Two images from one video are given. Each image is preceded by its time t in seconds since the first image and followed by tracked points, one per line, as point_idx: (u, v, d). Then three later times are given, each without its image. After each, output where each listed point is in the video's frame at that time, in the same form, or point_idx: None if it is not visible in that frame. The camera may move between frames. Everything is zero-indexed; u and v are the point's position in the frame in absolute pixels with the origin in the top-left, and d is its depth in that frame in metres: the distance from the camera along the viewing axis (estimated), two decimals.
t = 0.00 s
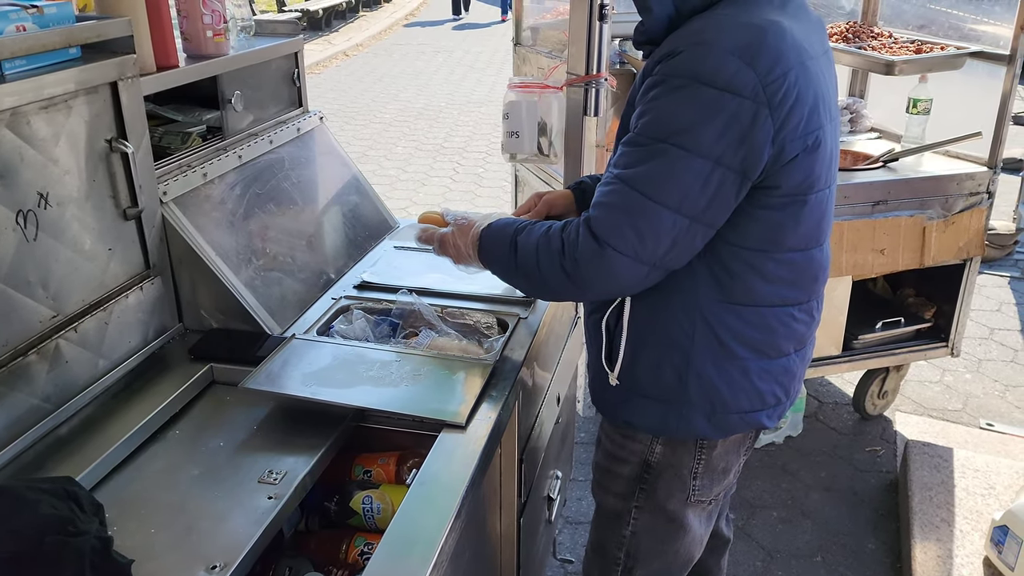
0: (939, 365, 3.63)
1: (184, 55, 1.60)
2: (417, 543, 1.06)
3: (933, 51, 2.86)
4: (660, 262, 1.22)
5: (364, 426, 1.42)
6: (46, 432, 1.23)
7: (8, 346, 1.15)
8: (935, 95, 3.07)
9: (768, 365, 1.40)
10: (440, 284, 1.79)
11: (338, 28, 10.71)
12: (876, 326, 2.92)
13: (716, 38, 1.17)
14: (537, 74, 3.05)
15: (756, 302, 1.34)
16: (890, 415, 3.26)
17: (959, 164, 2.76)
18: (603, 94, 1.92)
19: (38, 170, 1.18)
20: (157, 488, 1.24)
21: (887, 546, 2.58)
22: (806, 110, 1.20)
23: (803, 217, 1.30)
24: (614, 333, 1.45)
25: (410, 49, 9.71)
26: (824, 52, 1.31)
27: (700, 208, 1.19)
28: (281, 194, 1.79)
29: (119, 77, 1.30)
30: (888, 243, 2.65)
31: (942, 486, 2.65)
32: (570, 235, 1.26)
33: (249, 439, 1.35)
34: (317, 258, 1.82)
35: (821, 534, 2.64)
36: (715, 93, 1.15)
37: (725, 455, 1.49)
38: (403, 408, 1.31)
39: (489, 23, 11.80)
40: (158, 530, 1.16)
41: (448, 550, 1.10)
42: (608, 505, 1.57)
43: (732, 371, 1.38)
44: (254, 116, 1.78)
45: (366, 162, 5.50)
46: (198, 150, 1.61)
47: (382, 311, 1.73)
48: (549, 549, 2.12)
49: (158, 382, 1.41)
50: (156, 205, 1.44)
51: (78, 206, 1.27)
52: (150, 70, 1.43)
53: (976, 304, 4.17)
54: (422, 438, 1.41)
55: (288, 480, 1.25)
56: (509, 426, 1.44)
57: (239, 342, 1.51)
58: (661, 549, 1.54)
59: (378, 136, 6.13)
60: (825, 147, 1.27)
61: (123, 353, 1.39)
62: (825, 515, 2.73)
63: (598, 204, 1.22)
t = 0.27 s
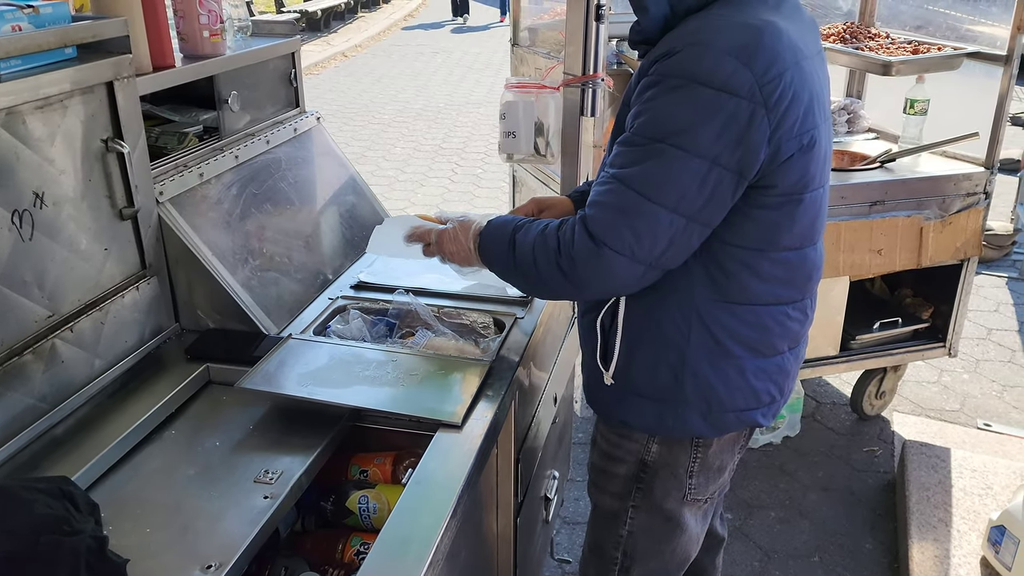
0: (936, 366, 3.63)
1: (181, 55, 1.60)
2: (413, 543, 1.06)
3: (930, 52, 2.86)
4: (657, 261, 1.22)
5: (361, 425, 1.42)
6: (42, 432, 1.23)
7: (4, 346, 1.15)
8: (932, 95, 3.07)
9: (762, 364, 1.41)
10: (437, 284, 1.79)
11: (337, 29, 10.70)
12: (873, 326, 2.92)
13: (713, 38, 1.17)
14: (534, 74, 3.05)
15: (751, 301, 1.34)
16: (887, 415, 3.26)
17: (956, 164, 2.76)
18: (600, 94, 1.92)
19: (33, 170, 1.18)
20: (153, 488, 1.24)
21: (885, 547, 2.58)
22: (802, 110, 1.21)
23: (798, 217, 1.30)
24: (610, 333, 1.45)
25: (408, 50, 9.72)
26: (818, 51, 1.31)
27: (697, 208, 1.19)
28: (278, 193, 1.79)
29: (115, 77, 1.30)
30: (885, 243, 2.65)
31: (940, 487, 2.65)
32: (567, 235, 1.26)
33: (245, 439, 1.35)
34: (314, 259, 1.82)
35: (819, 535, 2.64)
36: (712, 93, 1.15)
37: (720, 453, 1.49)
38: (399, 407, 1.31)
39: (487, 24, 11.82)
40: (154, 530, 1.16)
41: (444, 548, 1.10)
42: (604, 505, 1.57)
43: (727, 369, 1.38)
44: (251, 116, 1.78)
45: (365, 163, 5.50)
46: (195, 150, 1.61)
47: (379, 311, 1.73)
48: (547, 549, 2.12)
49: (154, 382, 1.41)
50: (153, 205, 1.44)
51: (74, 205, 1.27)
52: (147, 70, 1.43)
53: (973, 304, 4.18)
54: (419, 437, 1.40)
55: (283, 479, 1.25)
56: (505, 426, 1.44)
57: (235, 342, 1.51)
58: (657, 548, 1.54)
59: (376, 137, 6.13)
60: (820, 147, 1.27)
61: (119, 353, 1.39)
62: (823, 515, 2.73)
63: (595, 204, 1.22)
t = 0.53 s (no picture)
0: (935, 366, 3.64)
1: (181, 54, 1.60)
2: (412, 542, 1.06)
3: (928, 52, 2.87)
4: (653, 258, 1.23)
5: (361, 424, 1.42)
6: (42, 431, 1.23)
7: (5, 344, 1.16)
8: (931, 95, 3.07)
9: (757, 361, 1.41)
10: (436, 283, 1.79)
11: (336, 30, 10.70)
12: (872, 326, 2.93)
13: (711, 37, 1.17)
14: (534, 74, 3.06)
15: (746, 298, 1.35)
16: (886, 415, 3.27)
17: (955, 164, 2.76)
18: (600, 93, 1.92)
19: (34, 168, 1.18)
20: (153, 486, 1.24)
21: (884, 546, 2.59)
22: (799, 109, 1.21)
23: (794, 215, 1.30)
24: (606, 329, 1.44)
25: (408, 51, 9.72)
26: (816, 50, 1.32)
27: (693, 206, 1.20)
28: (278, 193, 1.79)
29: (116, 76, 1.31)
30: (884, 243, 2.66)
31: (939, 486, 2.66)
32: (563, 232, 1.26)
33: (245, 438, 1.35)
34: (314, 258, 1.82)
35: (818, 534, 2.64)
36: (710, 91, 1.15)
37: (714, 450, 1.50)
38: (400, 405, 1.31)
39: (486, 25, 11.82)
40: (154, 527, 1.16)
41: (444, 546, 1.10)
42: (601, 503, 1.57)
43: (722, 366, 1.38)
44: (250, 115, 1.78)
45: (364, 163, 5.50)
46: (195, 149, 1.61)
47: (379, 310, 1.74)
48: (546, 549, 2.12)
49: (155, 380, 1.41)
50: (153, 204, 1.44)
51: (75, 204, 1.27)
52: (146, 70, 1.43)
53: (972, 304, 4.18)
54: (420, 436, 1.40)
55: (284, 477, 1.25)
56: (504, 424, 1.44)
57: (235, 341, 1.51)
58: (653, 545, 1.55)
59: (376, 137, 6.14)
60: (816, 146, 1.27)
61: (119, 352, 1.39)
62: (822, 514, 2.73)
63: (592, 201, 1.22)
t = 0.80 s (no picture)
0: (934, 365, 3.64)
1: (180, 53, 1.60)
2: (409, 541, 1.06)
3: (927, 51, 2.87)
4: (655, 257, 1.23)
5: (360, 423, 1.42)
6: (41, 429, 1.23)
7: (4, 342, 1.16)
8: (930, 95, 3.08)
9: (754, 360, 1.41)
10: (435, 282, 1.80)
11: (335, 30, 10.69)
12: (871, 326, 2.93)
13: (713, 36, 1.17)
14: (533, 74, 3.06)
15: (745, 297, 1.35)
16: (885, 414, 3.27)
17: (953, 164, 2.77)
18: (599, 93, 1.92)
19: (33, 167, 1.18)
20: (152, 485, 1.24)
21: (883, 545, 2.59)
22: (799, 108, 1.21)
23: (794, 213, 1.31)
24: (603, 328, 1.45)
25: (407, 52, 9.73)
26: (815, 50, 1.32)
27: (695, 205, 1.20)
28: (277, 192, 1.79)
29: (114, 75, 1.31)
30: (883, 243, 2.66)
31: (938, 485, 2.66)
32: (562, 233, 1.25)
33: (244, 437, 1.35)
34: (313, 258, 1.82)
35: (817, 534, 2.64)
36: (712, 90, 1.15)
37: (709, 448, 1.50)
38: (399, 404, 1.31)
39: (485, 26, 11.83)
40: (153, 526, 1.16)
41: (444, 544, 1.10)
42: (596, 500, 1.57)
43: (719, 364, 1.38)
44: (249, 115, 1.78)
45: (363, 164, 5.50)
46: (194, 148, 1.61)
47: (378, 309, 1.74)
48: (546, 548, 2.12)
49: (154, 379, 1.41)
50: (152, 203, 1.44)
51: (73, 203, 1.27)
52: (145, 69, 1.43)
53: (972, 304, 4.18)
54: (420, 435, 1.39)
55: (282, 476, 1.25)
56: (503, 423, 1.44)
57: (234, 340, 1.51)
58: (649, 543, 1.54)
59: (375, 137, 6.14)
60: (815, 144, 1.28)
61: (118, 350, 1.39)
62: (822, 514, 2.73)
63: (593, 201, 1.22)
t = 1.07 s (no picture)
0: (935, 365, 3.64)
1: (180, 51, 1.59)
2: (410, 539, 1.05)
3: (927, 50, 2.87)
4: (645, 256, 1.22)
5: (361, 421, 1.41)
6: (41, 427, 1.23)
7: (4, 340, 1.15)
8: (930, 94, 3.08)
9: (750, 361, 1.41)
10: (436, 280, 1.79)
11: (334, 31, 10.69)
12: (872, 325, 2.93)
13: (698, 31, 1.16)
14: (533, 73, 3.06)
15: (741, 297, 1.34)
16: (886, 414, 3.26)
17: (954, 163, 2.76)
18: (599, 91, 1.92)
19: (33, 163, 1.18)
20: (153, 483, 1.24)
21: (884, 544, 2.58)
22: (788, 103, 1.20)
23: (787, 210, 1.30)
24: (597, 330, 1.45)
25: (406, 52, 9.72)
26: (808, 43, 1.31)
27: (683, 202, 1.19)
28: (278, 190, 1.79)
29: (114, 72, 1.30)
30: (884, 242, 2.66)
31: (939, 485, 2.65)
32: (552, 233, 1.26)
33: (245, 434, 1.35)
34: (313, 256, 1.82)
35: (818, 533, 2.64)
36: (698, 86, 1.15)
37: (707, 452, 1.48)
38: (399, 402, 1.30)
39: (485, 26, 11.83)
40: (155, 524, 1.15)
41: (445, 542, 1.10)
42: (589, 500, 1.58)
43: (714, 366, 1.38)
44: (250, 113, 1.78)
45: (363, 163, 5.50)
46: (194, 146, 1.61)
47: (379, 307, 1.74)
48: (546, 547, 2.12)
49: (154, 378, 1.41)
50: (153, 201, 1.43)
51: (73, 200, 1.26)
52: (146, 66, 1.42)
53: (972, 303, 4.18)
54: (421, 434, 1.40)
55: (284, 474, 1.25)
56: (504, 420, 1.44)
57: (235, 338, 1.50)
58: (641, 544, 1.53)
59: (374, 137, 6.13)
60: (807, 140, 1.26)
61: (118, 348, 1.38)
62: (823, 513, 2.73)
63: (581, 200, 1.22)
